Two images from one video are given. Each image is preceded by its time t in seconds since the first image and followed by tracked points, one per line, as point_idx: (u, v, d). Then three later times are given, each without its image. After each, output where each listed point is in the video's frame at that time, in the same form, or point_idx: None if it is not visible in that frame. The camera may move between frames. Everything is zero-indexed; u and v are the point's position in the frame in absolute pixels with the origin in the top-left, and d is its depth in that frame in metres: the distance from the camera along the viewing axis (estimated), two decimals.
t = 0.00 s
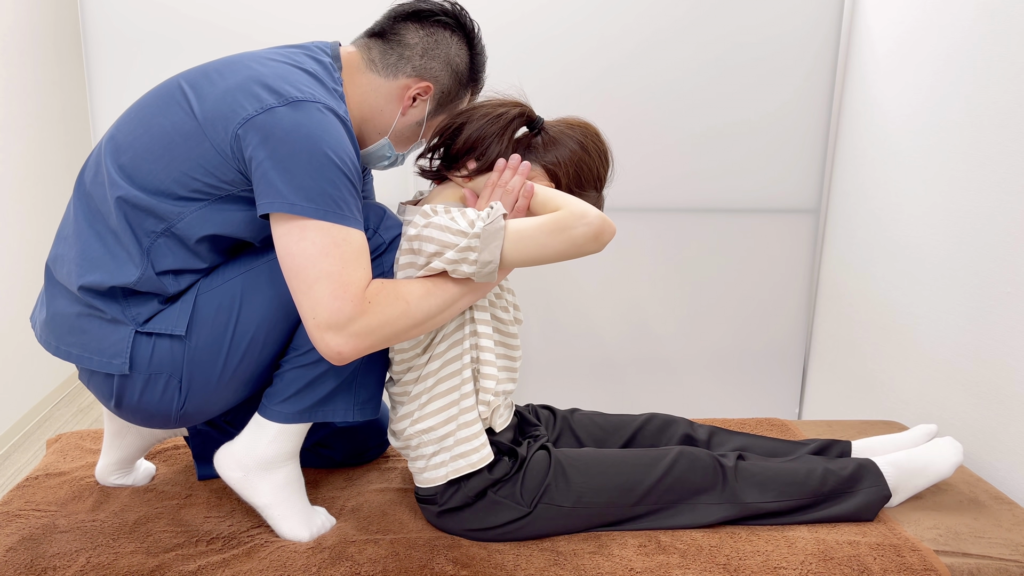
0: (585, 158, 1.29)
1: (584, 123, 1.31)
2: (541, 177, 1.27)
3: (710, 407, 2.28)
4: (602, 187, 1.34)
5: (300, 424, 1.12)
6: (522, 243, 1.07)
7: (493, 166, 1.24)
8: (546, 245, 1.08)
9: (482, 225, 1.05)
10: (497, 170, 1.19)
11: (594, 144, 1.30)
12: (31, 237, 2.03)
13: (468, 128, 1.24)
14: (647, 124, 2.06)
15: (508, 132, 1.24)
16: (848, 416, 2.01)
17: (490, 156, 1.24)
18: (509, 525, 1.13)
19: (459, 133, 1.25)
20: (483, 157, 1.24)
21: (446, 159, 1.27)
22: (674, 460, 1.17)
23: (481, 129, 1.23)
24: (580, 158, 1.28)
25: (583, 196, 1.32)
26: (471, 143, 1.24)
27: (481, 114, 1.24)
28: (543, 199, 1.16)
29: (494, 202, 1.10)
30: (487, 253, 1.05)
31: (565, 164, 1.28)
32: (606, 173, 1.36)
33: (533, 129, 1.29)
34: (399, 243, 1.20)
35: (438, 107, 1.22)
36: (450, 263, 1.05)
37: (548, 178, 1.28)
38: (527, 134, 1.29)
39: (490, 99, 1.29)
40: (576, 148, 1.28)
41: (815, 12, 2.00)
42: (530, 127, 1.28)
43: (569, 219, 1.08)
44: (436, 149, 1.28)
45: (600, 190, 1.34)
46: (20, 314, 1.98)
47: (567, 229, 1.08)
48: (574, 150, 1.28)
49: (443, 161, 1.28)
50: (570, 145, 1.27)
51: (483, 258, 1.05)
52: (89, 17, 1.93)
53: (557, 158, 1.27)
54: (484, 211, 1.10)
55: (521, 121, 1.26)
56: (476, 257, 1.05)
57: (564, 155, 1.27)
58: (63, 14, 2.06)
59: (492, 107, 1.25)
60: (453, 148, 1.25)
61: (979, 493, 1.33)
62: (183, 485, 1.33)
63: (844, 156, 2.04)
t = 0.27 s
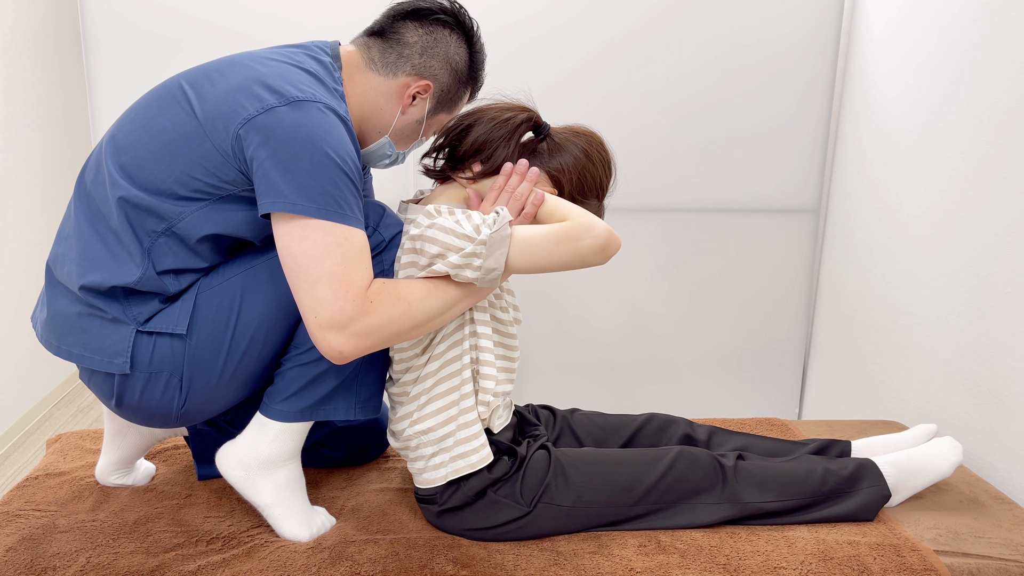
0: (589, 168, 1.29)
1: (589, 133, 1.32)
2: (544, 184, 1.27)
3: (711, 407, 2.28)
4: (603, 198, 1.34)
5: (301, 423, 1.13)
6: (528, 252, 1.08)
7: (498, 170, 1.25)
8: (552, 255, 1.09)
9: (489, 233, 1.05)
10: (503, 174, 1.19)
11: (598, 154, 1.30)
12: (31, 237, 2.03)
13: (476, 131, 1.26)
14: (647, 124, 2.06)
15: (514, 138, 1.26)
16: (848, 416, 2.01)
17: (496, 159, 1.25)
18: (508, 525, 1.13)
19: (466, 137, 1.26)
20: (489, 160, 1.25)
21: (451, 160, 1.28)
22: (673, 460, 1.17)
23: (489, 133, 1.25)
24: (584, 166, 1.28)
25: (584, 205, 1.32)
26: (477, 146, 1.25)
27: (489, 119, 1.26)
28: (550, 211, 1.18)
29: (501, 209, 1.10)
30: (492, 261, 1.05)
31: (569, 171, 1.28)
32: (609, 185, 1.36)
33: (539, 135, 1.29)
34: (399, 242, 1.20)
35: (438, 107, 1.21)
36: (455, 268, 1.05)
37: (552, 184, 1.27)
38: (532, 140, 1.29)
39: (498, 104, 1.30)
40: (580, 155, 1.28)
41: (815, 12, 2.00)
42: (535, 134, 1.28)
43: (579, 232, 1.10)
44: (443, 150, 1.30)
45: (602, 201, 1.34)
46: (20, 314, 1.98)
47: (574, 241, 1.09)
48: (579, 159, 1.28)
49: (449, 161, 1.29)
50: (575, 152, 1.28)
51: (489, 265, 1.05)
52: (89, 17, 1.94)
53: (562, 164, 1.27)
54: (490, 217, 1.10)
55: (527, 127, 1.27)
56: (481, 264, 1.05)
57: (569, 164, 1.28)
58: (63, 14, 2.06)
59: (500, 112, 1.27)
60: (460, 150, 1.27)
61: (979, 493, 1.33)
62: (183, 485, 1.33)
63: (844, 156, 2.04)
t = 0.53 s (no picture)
0: (591, 174, 1.29)
1: (593, 139, 1.32)
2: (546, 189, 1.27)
3: (711, 407, 2.28)
4: (603, 204, 1.34)
5: (302, 422, 1.13)
6: (537, 275, 1.11)
7: (503, 172, 1.25)
8: (560, 282, 1.13)
9: (500, 253, 1.07)
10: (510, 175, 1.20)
11: (600, 161, 1.31)
12: (31, 237, 2.03)
13: (481, 132, 1.25)
14: (647, 124, 2.06)
15: (519, 140, 1.25)
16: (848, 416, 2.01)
17: (501, 161, 1.25)
18: (508, 524, 1.13)
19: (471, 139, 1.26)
20: (493, 162, 1.25)
21: (455, 160, 1.28)
22: (673, 460, 1.18)
23: (493, 135, 1.25)
24: (585, 172, 1.29)
25: (584, 212, 1.32)
26: (481, 148, 1.25)
27: (494, 122, 1.26)
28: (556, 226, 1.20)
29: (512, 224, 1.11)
30: (499, 281, 1.07)
31: (571, 176, 1.28)
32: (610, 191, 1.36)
33: (543, 139, 1.29)
34: (399, 242, 1.20)
35: (438, 106, 1.21)
36: (465, 280, 1.05)
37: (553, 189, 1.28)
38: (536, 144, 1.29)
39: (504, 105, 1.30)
40: (582, 160, 1.28)
41: (815, 12, 2.00)
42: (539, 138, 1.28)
43: (590, 263, 1.14)
44: (447, 149, 1.31)
45: (602, 207, 1.34)
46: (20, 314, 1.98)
47: (584, 271, 1.14)
48: (581, 166, 1.28)
49: (452, 160, 1.29)
50: (577, 157, 1.28)
51: (495, 285, 1.07)
52: (89, 17, 1.94)
53: (564, 169, 1.28)
54: (499, 229, 1.11)
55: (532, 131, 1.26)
56: (490, 283, 1.06)
57: (571, 170, 1.28)
58: (63, 14, 2.06)
59: (505, 115, 1.27)
60: (465, 150, 1.26)
61: (979, 493, 1.33)
62: (183, 485, 1.33)
63: (844, 156, 2.04)
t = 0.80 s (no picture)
0: (591, 178, 1.29)
1: (593, 143, 1.32)
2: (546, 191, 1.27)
3: (711, 407, 2.28)
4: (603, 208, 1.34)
5: (302, 422, 1.13)
6: (536, 297, 1.15)
7: (505, 174, 1.25)
8: (556, 306, 1.16)
9: (503, 273, 1.09)
10: (515, 176, 1.19)
11: (600, 164, 1.31)
12: (31, 237, 2.03)
13: (483, 133, 1.25)
14: (647, 123, 2.06)
15: (520, 142, 1.25)
16: (848, 416, 2.01)
17: (502, 163, 1.24)
18: (508, 524, 1.13)
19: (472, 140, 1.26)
20: (495, 163, 1.24)
21: (455, 160, 1.28)
22: (673, 460, 1.18)
23: (495, 136, 1.25)
24: (585, 175, 1.29)
25: (583, 215, 1.33)
26: (482, 149, 1.25)
27: (496, 123, 1.25)
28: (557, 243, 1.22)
29: (519, 242, 1.13)
30: (497, 297, 1.11)
31: (571, 179, 1.28)
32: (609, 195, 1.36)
33: (544, 141, 1.29)
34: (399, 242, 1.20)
35: (439, 105, 1.21)
36: (468, 292, 1.06)
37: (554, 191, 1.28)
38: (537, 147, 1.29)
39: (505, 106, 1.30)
40: (582, 163, 1.28)
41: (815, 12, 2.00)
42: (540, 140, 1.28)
43: (588, 295, 1.18)
44: (447, 149, 1.30)
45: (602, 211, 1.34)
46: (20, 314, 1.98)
47: (582, 300, 1.17)
48: (582, 169, 1.28)
49: (452, 160, 1.29)
50: (577, 159, 1.28)
51: (494, 300, 1.11)
52: (89, 17, 1.94)
53: (565, 171, 1.28)
54: (505, 243, 1.13)
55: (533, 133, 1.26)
56: (489, 300, 1.09)
57: (572, 173, 1.28)
58: (63, 14, 2.06)
59: (507, 116, 1.26)
60: (466, 151, 1.26)
61: (979, 493, 1.33)
62: (183, 485, 1.33)
63: (844, 156, 2.04)
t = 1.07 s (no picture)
0: (591, 177, 1.29)
1: (594, 142, 1.32)
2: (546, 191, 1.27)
3: (711, 407, 2.29)
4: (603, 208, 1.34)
5: (301, 423, 1.12)
6: (533, 298, 1.14)
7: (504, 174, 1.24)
8: (550, 310, 1.15)
9: (500, 275, 1.08)
10: (510, 171, 1.17)
11: (599, 163, 1.30)
12: (31, 237, 2.03)
13: (483, 134, 1.25)
14: (647, 123, 2.06)
15: (520, 142, 1.25)
16: (848, 416, 2.01)
17: (502, 163, 1.24)
18: (509, 524, 1.13)
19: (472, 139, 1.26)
20: (494, 163, 1.25)
21: (456, 160, 1.28)
22: (673, 460, 1.18)
23: (495, 137, 1.25)
24: (585, 175, 1.28)
25: (582, 215, 1.32)
26: (482, 149, 1.25)
27: (495, 123, 1.25)
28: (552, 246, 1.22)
29: (515, 241, 1.11)
30: (496, 299, 1.10)
31: (571, 179, 1.28)
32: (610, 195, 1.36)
33: (544, 140, 1.29)
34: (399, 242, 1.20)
35: (439, 106, 1.21)
36: (465, 294, 1.05)
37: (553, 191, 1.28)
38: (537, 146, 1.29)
39: (506, 106, 1.30)
40: (582, 163, 1.28)
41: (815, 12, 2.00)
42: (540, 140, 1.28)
43: (583, 300, 1.17)
44: (448, 149, 1.30)
45: (602, 210, 1.34)
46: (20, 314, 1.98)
47: (577, 305, 1.17)
48: (581, 169, 1.28)
49: (453, 160, 1.29)
50: (577, 160, 1.28)
51: (492, 302, 1.10)
52: (89, 16, 1.93)
53: (564, 172, 1.27)
54: (501, 243, 1.11)
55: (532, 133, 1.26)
56: (486, 302, 1.09)
57: (571, 173, 1.28)
58: (63, 14, 2.06)
59: (507, 116, 1.26)
60: (466, 151, 1.26)
61: (979, 493, 1.33)
62: (183, 485, 1.33)
63: (844, 156, 2.04)
